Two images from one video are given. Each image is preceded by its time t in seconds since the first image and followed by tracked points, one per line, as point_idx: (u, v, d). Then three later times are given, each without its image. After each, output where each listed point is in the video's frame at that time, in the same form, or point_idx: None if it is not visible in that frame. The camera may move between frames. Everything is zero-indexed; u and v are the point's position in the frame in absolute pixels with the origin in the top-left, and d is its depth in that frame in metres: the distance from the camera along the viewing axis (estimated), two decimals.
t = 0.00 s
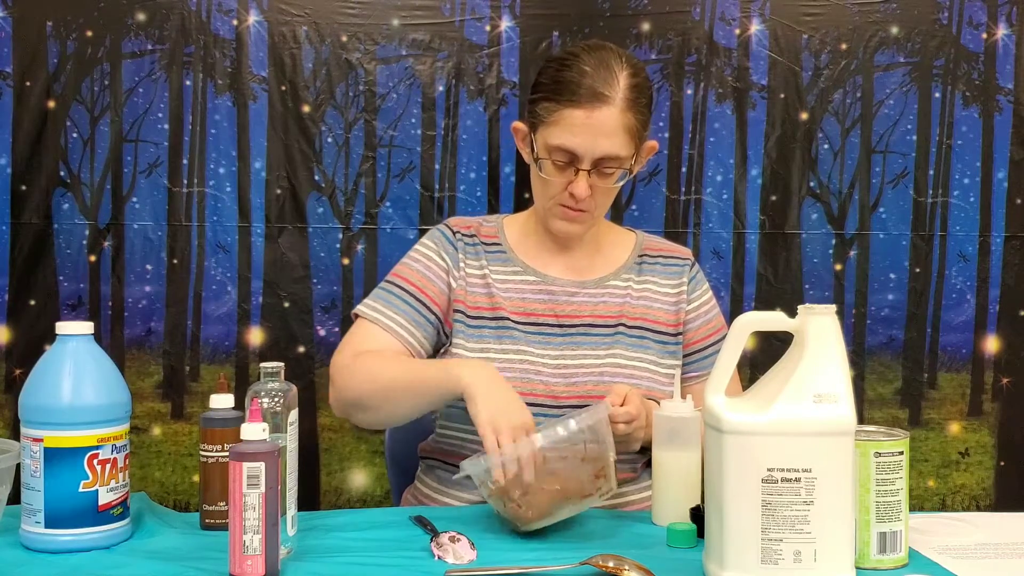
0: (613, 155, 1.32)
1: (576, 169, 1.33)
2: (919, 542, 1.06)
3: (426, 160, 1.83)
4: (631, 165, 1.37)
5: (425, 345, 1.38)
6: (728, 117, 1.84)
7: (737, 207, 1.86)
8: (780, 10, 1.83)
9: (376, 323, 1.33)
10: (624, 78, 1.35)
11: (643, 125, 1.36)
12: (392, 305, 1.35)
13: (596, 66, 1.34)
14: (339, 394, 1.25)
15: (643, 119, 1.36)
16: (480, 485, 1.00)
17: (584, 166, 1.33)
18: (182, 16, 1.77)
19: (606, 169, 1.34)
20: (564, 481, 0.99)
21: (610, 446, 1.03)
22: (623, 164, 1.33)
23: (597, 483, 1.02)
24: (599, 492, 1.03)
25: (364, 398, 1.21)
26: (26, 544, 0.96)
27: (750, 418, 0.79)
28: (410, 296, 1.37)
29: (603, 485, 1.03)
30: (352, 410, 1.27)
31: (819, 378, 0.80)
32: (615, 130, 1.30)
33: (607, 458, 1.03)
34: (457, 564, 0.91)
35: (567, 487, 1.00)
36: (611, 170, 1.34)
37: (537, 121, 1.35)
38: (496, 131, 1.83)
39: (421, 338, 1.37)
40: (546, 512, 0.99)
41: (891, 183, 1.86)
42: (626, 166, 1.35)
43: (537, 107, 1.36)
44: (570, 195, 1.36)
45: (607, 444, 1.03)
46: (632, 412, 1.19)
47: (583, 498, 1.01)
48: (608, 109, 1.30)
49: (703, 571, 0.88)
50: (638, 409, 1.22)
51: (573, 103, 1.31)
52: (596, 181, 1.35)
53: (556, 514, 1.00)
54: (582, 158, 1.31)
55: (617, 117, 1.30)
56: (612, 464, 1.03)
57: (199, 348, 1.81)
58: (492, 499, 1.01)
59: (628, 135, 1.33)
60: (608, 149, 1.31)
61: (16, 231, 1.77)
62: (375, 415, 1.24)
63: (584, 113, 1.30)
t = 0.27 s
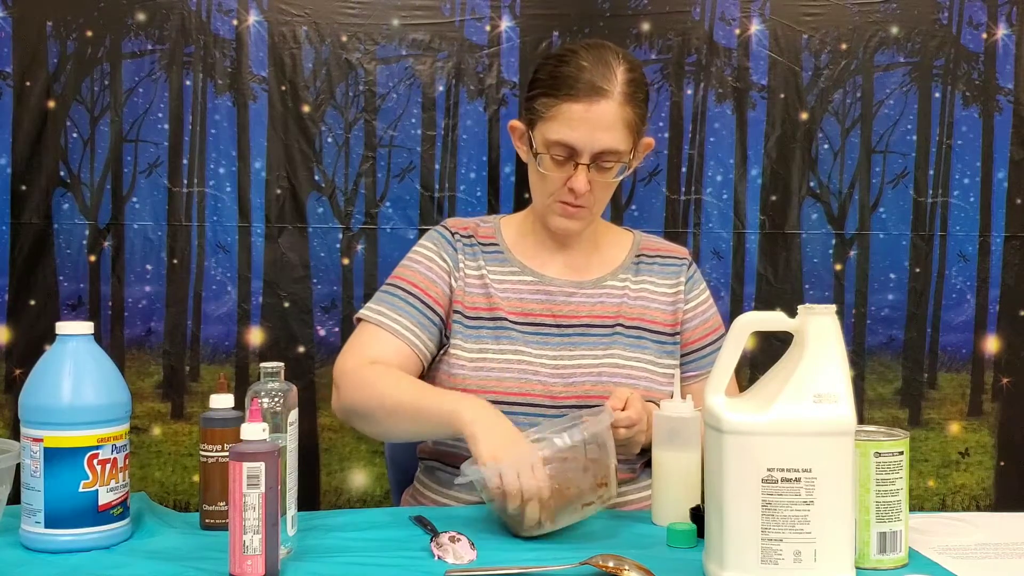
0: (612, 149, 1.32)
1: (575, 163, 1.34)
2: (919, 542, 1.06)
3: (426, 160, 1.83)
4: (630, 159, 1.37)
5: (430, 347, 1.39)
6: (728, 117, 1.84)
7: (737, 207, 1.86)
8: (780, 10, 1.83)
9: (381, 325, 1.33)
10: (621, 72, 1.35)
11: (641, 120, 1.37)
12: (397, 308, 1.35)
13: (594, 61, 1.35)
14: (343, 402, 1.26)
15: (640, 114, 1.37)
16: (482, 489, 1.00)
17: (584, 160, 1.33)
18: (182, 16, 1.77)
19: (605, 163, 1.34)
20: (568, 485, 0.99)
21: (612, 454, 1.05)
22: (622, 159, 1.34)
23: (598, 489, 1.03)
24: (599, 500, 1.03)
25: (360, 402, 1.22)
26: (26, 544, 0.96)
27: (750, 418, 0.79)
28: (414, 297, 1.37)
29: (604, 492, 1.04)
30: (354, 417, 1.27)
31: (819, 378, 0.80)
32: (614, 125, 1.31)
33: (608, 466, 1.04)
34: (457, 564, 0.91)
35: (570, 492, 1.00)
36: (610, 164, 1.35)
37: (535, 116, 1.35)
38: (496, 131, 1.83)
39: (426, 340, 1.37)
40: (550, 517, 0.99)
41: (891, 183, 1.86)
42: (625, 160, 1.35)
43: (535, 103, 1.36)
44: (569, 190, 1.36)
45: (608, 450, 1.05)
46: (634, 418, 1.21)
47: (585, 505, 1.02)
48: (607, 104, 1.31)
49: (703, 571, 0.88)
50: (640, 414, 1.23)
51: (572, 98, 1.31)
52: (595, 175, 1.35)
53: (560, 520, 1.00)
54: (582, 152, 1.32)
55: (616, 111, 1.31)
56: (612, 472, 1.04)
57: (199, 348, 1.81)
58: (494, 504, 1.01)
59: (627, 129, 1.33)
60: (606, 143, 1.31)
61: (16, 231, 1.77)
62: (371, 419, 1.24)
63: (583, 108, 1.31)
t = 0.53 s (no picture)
0: (620, 130, 1.36)
1: (584, 146, 1.36)
2: (920, 542, 1.06)
3: (426, 160, 1.83)
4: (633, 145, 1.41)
5: (421, 347, 1.39)
6: (728, 117, 1.84)
7: (737, 207, 1.86)
8: (780, 10, 1.83)
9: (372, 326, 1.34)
10: (621, 59, 1.41)
11: (641, 106, 1.43)
12: (387, 308, 1.36)
13: (594, 48, 1.41)
14: (336, 400, 1.26)
15: (640, 100, 1.43)
16: (484, 488, 1.01)
17: (592, 142, 1.36)
18: (182, 16, 1.77)
19: (612, 146, 1.38)
20: (569, 488, 1.00)
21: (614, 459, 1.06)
22: (628, 140, 1.38)
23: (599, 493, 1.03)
24: (601, 504, 1.04)
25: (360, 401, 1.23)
26: (26, 544, 0.96)
27: (750, 418, 0.79)
28: (405, 298, 1.38)
29: (605, 497, 1.05)
30: (349, 413, 1.28)
31: (819, 378, 0.80)
32: (620, 106, 1.36)
33: (611, 471, 1.05)
34: (457, 564, 0.91)
35: (569, 495, 1.00)
36: (617, 147, 1.38)
37: (540, 101, 1.39)
38: (496, 131, 1.83)
39: (415, 340, 1.37)
40: (546, 518, 1.01)
41: (891, 183, 1.86)
42: (630, 143, 1.39)
43: (539, 90, 1.41)
44: (578, 173, 1.37)
45: (610, 454, 1.05)
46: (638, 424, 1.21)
47: (585, 509, 1.02)
48: (612, 85, 1.37)
49: (703, 571, 0.88)
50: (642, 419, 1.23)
51: (578, 80, 1.37)
52: (602, 159, 1.38)
53: (557, 523, 1.01)
54: (590, 133, 1.35)
55: (621, 93, 1.37)
56: (614, 477, 1.05)
57: (199, 348, 1.81)
58: (495, 503, 1.02)
59: (631, 113, 1.39)
60: (615, 123, 1.35)
61: (16, 231, 1.77)
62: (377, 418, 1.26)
63: (590, 89, 1.36)
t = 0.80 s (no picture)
0: (620, 118, 1.39)
1: (586, 134, 1.38)
2: (920, 542, 1.06)
3: (425, 160, 1.83)
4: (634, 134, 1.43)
5: (431, 345, 1.40)
6: (728, 117, 1.84)
7: (737, 207, 1.86)
8: (780, 10, 1.83)
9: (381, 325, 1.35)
10: (616, 50, 1.44)
11: (638, 96, 1.46)
12: (395, 306, 1.37)
13: (589, 41, 1.43)
14: (351, 405, 1.28)
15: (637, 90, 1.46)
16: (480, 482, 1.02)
17: (595, 131, 1.38)
18: (182, 16, 1.77)
19: (614, 134, 1.39)
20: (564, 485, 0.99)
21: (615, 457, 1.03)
22: (628, 128, 1.39)
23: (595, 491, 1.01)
24: (598, 503, 1.02)
25: (376, 407, 1.24)
26: (26, 544, 0.96)
27: (750, 418, 0.79)
28: (413, 296, 1.39)
29: (603, 495, 1.02)
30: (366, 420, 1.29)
31: (819, 378, 0.80)
32: (619, 94, 1.39)
33: (610, 470, 1.02)
34: (457, 564, 0.91)
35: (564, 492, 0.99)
36: (619, 135, 1.40)
37: (541, 95, 1.41)
38: (495, 131, 1.83)
39: (425, 338, 1.38)
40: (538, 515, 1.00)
41: (891, 183, 1.86)
42: (631, 132, 1.41)
43: (538, 84, 1.43)
44: (583, 163, 1.38)
45: (610, 454, 1.02)
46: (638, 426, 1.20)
47: (580, 507, 1.01)
48: (610, 73, 1.39)
49: (703, 571, 0.88)
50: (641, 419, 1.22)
51: (576, 71, 1.39)
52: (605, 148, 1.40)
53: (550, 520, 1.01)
54: (592, 121, 1.37)
55: (619, 82, 1.40)
56: (613, 477, 1.02)
57: (199, 348, 1.81)
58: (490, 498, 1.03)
59: (629, 101, 1.41)
60: (615, 110, 1.38)
61: (16, 231, 1.77)
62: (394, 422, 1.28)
63: (589, 79, 1.38)
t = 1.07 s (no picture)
0: (623, 113, 1.39)
1: (591, 132, 1.38)
2: (919, 542, 1.06)
3: (425, 160, 1.83)
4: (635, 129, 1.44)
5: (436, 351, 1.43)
6: (728, 117, 1.84)
7: (737, 207, 1.86)
8: (780, 10, 1.83)
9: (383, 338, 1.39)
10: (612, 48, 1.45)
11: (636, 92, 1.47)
12: (396, 318, 1.40)
13: (586, 40, 1.44)
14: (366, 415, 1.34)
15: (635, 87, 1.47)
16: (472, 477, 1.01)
17: (599, 127, 1.38)
18: (182, 16, 1.77)
19: (617, 130, 1.40)
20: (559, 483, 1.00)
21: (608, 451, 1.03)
22: (631, 123, 1.40)
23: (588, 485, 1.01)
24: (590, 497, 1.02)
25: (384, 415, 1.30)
26: (26, 544, 0.96)
27: (750, 418, 0.79)
28: (412, 306, 1.41)
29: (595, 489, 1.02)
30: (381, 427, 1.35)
31: (819, 378, 0.80)
32: (620, 91, 1.40)
33: (602, 464, 1.02)
34: (457, 564, 0.91)
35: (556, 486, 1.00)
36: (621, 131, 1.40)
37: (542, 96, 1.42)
38: (495, 131, 1.83)
39: (428, 346, 1.41)
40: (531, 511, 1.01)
41: (891, 183, 1.86)
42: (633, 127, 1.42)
43: (538, 86, 1.43)
44: (589, 160, 1.38)
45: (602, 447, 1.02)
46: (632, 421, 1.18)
47: (572, 501, 1.01)
48: (610, 71, 1.40)
49: (703, 571, 0.88)
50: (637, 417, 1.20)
51: (577, 70, 1.40)
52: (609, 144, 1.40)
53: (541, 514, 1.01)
54: (596, 118, 1.38)
55: (618, 79, 1.41)
56: (605, 471, 1.02)
57: (199, 348, 1.81)
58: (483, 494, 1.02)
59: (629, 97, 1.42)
60: (618, 106, 1.39)
61: (16, 231, 1.77)
62: (403, 421, 1.31)
63: (590, 77, 1.39)
